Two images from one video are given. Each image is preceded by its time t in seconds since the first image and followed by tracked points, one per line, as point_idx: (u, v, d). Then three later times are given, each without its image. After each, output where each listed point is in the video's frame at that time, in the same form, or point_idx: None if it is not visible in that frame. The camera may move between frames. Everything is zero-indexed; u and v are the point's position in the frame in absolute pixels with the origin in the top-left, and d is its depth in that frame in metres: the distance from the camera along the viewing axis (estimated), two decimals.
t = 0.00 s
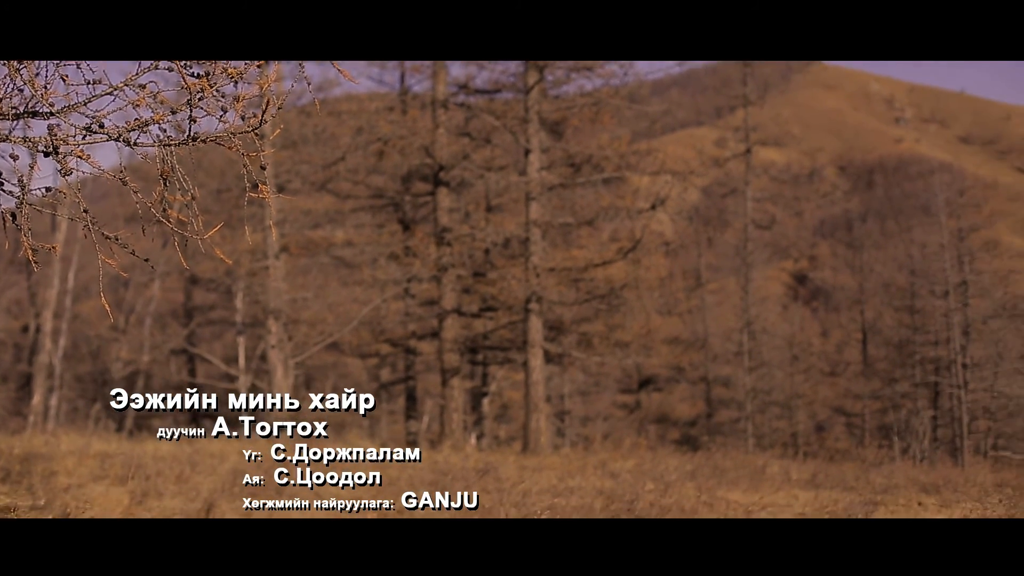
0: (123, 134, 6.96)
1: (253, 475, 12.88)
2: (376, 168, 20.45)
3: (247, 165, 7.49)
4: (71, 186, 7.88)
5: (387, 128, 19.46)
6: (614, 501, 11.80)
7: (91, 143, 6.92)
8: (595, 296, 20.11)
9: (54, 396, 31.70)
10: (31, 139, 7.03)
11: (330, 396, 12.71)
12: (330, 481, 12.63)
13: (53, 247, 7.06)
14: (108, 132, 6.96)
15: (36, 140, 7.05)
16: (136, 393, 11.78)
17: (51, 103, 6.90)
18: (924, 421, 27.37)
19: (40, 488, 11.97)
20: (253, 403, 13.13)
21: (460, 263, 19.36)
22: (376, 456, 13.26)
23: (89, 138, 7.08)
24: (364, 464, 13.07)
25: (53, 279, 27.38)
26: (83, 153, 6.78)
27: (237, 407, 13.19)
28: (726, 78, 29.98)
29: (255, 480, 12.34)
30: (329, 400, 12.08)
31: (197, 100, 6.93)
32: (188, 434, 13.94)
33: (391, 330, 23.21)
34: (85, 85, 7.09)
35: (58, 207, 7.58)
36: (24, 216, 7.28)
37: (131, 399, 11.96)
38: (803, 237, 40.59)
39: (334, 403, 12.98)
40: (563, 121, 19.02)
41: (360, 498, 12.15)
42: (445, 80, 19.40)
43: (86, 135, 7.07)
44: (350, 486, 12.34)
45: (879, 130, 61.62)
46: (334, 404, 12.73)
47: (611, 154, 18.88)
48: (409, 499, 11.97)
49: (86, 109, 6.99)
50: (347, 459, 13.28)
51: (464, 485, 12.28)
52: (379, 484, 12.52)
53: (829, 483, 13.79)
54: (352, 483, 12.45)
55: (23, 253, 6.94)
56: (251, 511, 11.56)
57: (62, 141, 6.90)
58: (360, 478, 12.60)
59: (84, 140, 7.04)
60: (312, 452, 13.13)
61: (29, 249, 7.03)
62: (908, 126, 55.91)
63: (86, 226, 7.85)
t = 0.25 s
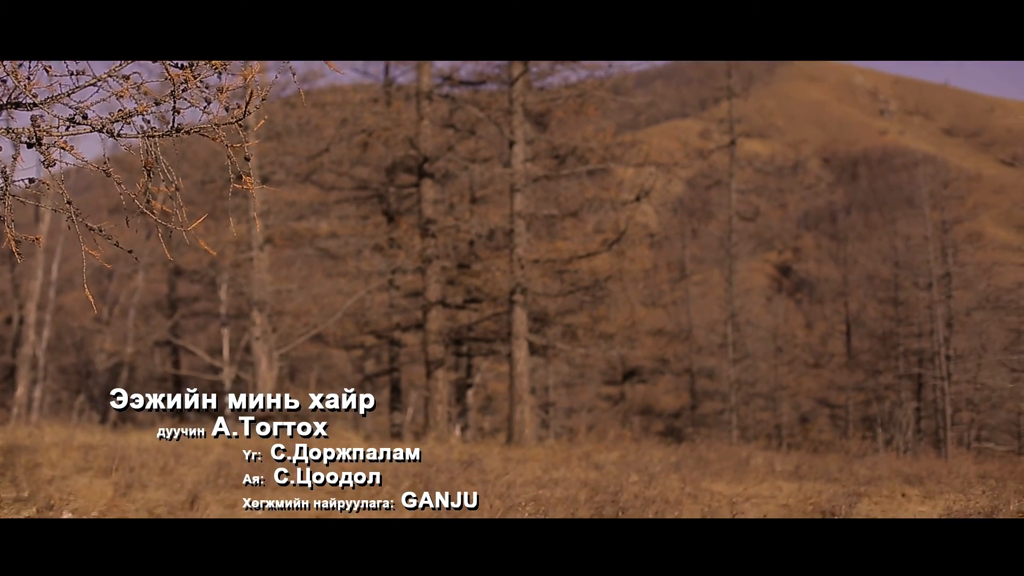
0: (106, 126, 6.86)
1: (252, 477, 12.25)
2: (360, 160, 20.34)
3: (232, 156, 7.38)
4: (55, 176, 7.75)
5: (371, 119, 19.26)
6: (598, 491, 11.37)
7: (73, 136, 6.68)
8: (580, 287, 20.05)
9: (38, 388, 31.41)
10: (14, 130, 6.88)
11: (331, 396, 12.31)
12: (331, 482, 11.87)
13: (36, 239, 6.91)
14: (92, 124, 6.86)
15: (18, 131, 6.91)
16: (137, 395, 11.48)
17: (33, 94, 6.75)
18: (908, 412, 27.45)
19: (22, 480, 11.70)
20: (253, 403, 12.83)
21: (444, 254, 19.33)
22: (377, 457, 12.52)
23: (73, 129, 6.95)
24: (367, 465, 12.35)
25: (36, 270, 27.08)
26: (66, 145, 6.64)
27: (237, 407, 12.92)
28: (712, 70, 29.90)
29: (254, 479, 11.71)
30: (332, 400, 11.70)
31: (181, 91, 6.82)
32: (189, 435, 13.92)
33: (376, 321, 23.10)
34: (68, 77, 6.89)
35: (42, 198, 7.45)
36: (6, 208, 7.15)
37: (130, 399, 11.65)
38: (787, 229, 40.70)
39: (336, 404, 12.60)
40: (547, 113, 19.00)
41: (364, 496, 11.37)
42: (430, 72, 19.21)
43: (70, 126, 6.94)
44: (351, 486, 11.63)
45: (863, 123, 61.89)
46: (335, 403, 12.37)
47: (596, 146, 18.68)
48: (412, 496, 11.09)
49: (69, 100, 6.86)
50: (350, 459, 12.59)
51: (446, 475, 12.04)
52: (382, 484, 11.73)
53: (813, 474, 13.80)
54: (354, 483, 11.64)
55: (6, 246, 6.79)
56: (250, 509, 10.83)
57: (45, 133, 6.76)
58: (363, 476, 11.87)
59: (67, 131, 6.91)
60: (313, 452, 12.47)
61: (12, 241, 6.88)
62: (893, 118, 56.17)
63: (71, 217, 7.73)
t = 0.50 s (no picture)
0: (91, 116, 6.76)
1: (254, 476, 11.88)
2: (346, 151, 20.02)
3: (217, 147, 7.27)
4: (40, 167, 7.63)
5: (357, 110, 19.28)
6: (582, 480, 11.29)
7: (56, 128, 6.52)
8: (565, 278, 20.00)
9: (21, 378, 31.16)
10: None
11: (331, 395, 11.98)
12: (333, 483, 11.28)
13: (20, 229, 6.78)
14: (76, 114, 6.76)
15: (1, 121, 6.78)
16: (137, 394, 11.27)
17: (17, 83, 6.63)
18: (892, 403, 27.60)
19: (6, 471, 11.53)
20: (253, 403, 12.63)
21: (429, 245, 19.26)
22: (381, 456, 12.08)
23: (57, 120, 6.84)
24: (365, 466, 11.94)
25: (20, 261, 26.82)
26: (50, 135, 6.53)
27: (237, 407, 12.72)
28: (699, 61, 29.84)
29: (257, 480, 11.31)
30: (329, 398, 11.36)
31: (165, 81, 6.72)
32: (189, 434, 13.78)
33: (361, 312, 23.02)
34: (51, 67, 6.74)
35: (26, 189, 7.33)
36: None
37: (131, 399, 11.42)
38: (773, 220, 40.80)
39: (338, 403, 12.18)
40: (532, 104, 18.87)
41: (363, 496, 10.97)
42: (414, 63, 19.05)
43: (54, 116, 6.84)
44: (352, 486, 11.19)
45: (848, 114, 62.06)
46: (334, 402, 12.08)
47: (581, 137, 18.67)
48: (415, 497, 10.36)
49: (53, 90, 6.74)
50: (351, 457, 12.16)
51: (433, 466, 11.98)
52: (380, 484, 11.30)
53: (797, 465, 13.83)
54: (353, 483, 11.14)
55: None
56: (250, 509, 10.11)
57: (29, 123, 6.66)
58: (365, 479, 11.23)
59: (51, 122, 6.81)
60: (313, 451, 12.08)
61: None
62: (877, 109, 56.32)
63: (55, 208, 7.62)
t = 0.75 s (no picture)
0: (76, 107, 6.66)
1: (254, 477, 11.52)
2: (331, 141, 19.63)
3: (202, 137, 7.16)
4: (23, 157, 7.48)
5: (342, 101, 19.13)
6: (568, 472, 11.34)
7: (42, 117, 6.42)
8: (551, 269, 19.95)
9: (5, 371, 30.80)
10: None
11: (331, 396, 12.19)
12: (335, 482, 11.06)
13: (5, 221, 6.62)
14: (61, 105, 6.65)
15: None
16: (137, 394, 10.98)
17: None
18: (876, 394, 27.71)
19: None
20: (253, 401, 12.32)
21: (414, 236, 19.13)
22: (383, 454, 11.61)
23: (41, 110, 6.70)
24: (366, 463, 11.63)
25: (3, 252, 26.52)
26: (35, 125, 6.41)
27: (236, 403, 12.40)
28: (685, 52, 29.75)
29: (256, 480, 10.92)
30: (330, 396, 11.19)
31: (150, 70, 6.59)
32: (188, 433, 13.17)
33: (346, 303, 22.94)
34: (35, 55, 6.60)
35: (9, 179, 7.20)
36: None
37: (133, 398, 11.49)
38: (758, 211, 40.89)
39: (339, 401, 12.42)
40: (518, 94, 18.80)
41: (366, 496, 10.68)
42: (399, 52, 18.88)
43: (38, 107, 6.70)
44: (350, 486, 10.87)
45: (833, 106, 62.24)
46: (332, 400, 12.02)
47: (566, 128, 18.55)
48: (415, 497, 10.33)
49: (37, 81, 6.61)
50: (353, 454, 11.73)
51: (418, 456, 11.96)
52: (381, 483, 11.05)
53: (782, 456, 13.85)
54: (354, 482, 10.95)
55: None
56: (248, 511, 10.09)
57: (13, 113, 6.53)
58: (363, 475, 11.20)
59: (36, 113, 6.69)
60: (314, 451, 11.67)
61: None
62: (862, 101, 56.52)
63: (38, 199, 7.48)
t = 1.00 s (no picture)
0: (61, 97, 6.55)
1: (253, 476, 10.95)
2: (317, 131, 19.66)
3: (187, 127, 7.05)
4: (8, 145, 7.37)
5: (327, 91, 18.93)
6: (553, 463, 11.30)
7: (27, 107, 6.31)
8: (537, 260, 19.92)
9: None
10: None
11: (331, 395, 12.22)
12: (334, 482, 10.54)
13: None
14: (45, 95, 6.54)
15: None
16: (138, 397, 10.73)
17: None
18: (862, 385, 27.81)
19: None
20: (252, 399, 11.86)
21: (401, 227, 19.00)
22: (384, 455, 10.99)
23: (25, 100, 6.58)
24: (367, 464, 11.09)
25: None
26: (19, 116, 6.31)
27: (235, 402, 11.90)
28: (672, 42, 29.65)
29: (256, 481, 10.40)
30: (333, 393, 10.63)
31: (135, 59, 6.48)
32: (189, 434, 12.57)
33: (332, 294, 22.84)
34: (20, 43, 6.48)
35: None
36: None
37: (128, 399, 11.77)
38: (743, 201, 40.92)
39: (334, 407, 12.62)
40: (504, 85, 18.81)
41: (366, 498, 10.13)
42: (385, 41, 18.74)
43: (22, 96, 6.58)
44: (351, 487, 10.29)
45: (818, 97, 62.45)
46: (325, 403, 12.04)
47: (552, 119, 18.46)
48: (417, 498, 9.77)
49: (21, 69, 6.49)
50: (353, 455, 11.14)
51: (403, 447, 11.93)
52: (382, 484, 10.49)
53: (767, 446, 13.88)
54: (353, 481, 10.48)
55: None
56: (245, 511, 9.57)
57: None
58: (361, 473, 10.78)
59: (21, 102, 6.58)
60: (314, 450, 11.14)
61: None
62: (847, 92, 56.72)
63: (23, 188, 7.37)
